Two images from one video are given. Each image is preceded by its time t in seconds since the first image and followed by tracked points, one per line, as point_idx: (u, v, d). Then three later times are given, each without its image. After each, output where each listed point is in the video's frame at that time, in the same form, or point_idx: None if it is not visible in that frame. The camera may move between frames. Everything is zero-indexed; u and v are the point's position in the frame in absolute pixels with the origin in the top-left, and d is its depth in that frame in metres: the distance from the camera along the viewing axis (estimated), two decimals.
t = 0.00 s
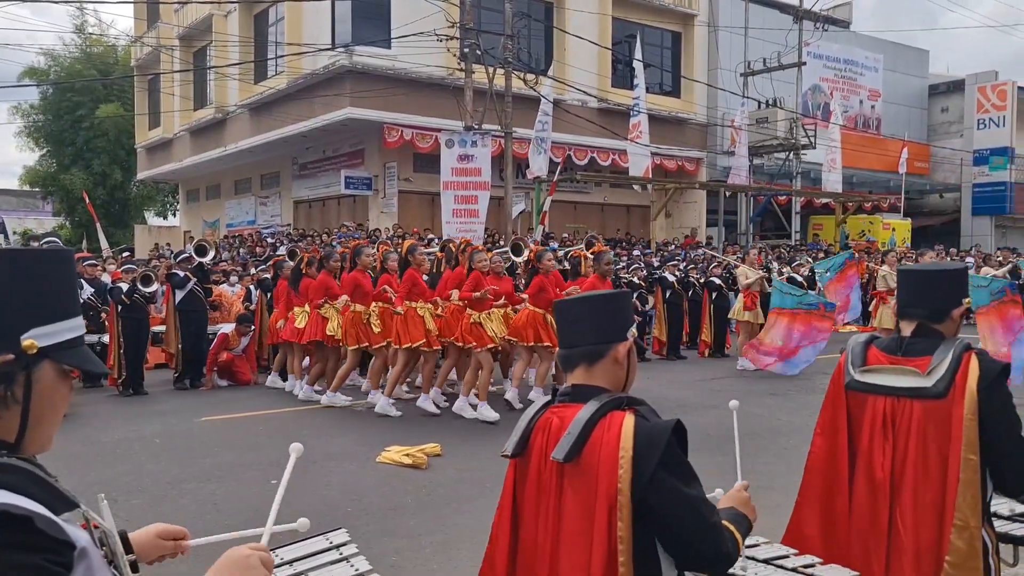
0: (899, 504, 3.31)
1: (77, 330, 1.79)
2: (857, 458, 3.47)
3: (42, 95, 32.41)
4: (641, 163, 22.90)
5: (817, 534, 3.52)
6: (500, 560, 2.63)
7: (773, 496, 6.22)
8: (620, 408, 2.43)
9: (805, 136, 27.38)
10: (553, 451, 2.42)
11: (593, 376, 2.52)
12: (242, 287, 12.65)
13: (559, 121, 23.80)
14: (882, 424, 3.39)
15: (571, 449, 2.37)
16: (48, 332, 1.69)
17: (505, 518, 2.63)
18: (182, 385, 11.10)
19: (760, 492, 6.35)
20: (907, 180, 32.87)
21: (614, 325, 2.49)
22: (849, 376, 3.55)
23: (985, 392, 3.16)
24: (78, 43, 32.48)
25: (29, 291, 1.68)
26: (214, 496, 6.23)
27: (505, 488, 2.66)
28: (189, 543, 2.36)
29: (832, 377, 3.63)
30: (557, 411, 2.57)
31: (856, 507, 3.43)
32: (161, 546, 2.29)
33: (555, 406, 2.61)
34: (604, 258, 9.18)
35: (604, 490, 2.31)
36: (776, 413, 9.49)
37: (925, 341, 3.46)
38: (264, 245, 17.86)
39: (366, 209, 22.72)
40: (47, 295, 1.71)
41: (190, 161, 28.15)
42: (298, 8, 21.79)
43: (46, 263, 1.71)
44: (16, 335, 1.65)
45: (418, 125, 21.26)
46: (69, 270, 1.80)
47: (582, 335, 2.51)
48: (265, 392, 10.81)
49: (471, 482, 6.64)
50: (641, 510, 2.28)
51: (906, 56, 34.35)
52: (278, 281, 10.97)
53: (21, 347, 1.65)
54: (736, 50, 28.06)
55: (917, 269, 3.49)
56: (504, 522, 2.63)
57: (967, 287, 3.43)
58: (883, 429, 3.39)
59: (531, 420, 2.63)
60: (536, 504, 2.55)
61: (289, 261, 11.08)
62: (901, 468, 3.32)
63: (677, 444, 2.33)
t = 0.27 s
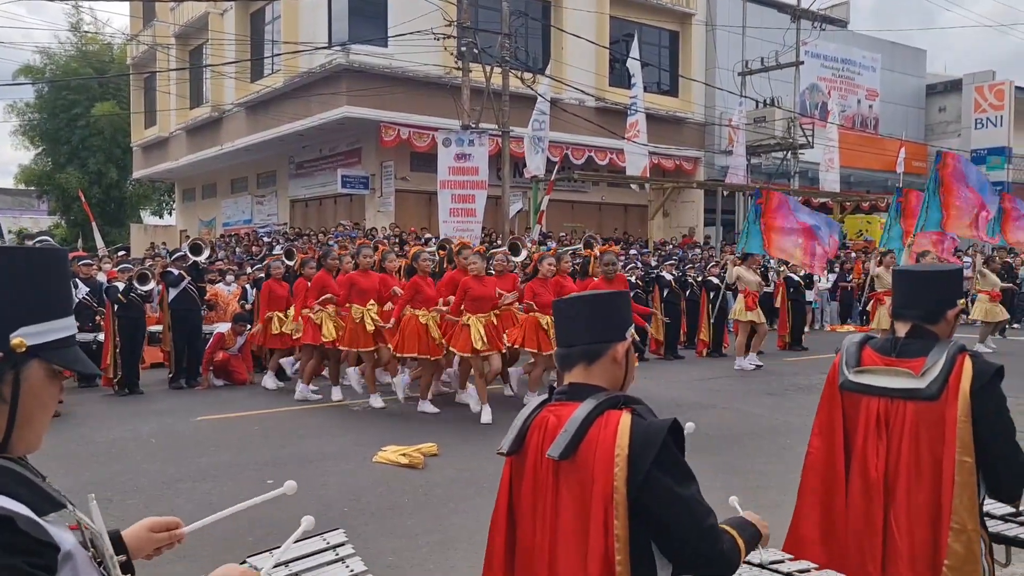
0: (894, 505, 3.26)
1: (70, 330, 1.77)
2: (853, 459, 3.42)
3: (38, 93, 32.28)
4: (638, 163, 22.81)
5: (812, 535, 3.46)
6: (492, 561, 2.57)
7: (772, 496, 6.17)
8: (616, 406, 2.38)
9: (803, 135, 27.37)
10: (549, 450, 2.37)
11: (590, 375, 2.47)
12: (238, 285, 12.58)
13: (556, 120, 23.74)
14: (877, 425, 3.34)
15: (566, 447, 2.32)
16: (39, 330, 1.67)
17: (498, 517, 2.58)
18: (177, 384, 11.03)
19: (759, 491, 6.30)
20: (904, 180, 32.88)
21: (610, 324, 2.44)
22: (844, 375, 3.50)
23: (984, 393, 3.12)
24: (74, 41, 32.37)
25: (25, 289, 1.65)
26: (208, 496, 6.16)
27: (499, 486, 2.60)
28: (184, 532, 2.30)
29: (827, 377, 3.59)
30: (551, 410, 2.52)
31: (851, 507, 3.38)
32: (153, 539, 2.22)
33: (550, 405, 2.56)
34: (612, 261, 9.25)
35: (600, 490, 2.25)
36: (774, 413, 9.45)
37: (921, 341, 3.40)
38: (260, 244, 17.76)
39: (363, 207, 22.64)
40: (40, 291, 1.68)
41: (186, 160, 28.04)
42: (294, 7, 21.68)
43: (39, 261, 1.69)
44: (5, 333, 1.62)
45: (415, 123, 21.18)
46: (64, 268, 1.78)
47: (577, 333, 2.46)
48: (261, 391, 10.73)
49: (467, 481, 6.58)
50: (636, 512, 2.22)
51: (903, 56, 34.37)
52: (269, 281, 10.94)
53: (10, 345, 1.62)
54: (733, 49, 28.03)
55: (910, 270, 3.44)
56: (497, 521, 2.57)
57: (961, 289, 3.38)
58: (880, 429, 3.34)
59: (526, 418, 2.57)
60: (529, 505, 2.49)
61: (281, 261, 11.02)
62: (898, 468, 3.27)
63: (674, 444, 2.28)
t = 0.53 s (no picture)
0: (889, 504, 3.29)
1: (69, 331, 1.79)
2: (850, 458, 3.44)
3: (35, 92, 32.25)
4: (635, 163, 22.81)
5: (808, 532, 3.49)
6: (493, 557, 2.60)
7: (768, 495, 6.20)
8: (618, 404, 2.40)
9: (800, 136, 27.45)
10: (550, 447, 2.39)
11: (594, 373, 2.49)
12: (236, 285, 12.61)
13: (554, 119, 23.78)
14: (873, 424, 3.37)
15: (568, 445, 2.33)
16: (39, 330, 1.69)
17: (500, 514, 2.60)
18: (174, 384, 11.04)
19: (755, 491, 6.33)
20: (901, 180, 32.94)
21: (613, 324, 2.46)
22: (838, 375, 3.53)
23: (982, 393, 3.13)
24: (71, 40, 32.37)
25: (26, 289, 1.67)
26: (206, 495, 6.18)
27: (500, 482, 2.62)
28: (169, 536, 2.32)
29: (823, 375, 3.62)
30: (555, 407, 2.54)
31: (848, 505, 3.41)
32: (139, 541, 2.25)
33: (554, 403, 2.59)
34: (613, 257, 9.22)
35: (600, 487, 2.27)
36: (770, 412, 9.48)
37: (915, 340, 3.44)
38: (257, 244, 17.76)
39: (361, 207, 22.66)
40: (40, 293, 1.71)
41: (183, 159, 28.03)
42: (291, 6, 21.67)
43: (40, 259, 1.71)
44: (6, 332, 1.64)
45: (412, 123, 21.19)
46: (65, 271, 1.82)
47: (584, 331, 2.49)
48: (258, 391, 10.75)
49: (465, 481, 6.59)
50: (634, 511, 2.23)
51: (900, 56, 34.44)
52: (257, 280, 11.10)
53: (11, 344, 1.64)
54: (730, 49, 28.07)
55: (905, 268, 3.48)
56: (499, 518, 2.60)
57: (957, 286, 3.41)
58: (876, 428, 3.36)
59: (528, 416, 2.59)
60: (531, 502, 2.51)
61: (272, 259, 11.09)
62: (895, 467, 3.29)
63: (674, 444, 2.30)
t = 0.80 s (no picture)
0: (888, 505, 3.29)
1: (74, 333, 1.81)
2: (849, 458, 3.44)
3: (33, 91, 32.21)
4: (634, 161, 22.72)
5: (806, 532, 3.48)
6: (493, 555, 2.60)
7: (767, 493, 6.21)
8: (623, 403, 2.40)
9: (799, 134, 27.48)
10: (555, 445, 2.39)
11: (599, 372, 2.49)
12: (235, 285, 12.61)
13: (553, 118, 23.77)
14: (872, 425, 3.38)
15: (572, 443, 2.34)
16: (45, 331, 1.70)
17: (501, 512, 2.60)
18: (174, 383, 11.02)
19: (754, 489, 6.35)
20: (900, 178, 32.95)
21: (620, 323, 2.46)
22: (838, 375, 3.53)
23: (981, 393, 3.15)
24: (69, 39, 32.33)
25: (28, 289, 1.68)
26: (204, 495, 6.18)
27: (500, 480, 2.62)
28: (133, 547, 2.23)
29: (823, 374, 3.62)
30: (559, 405, 2.55)
31: (846, 504, 3.41)
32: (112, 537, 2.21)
33: (558, 400, 2.59)
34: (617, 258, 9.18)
35: (603, 486, 2.28)
36: (769, 410, 9.50)
37: (915, 340, 3.45)
38: (256, 243, 17.74)
39: (360, 206, 22.67)
40: (48, 294, 1.72)
41: (182, 158, 28.01)
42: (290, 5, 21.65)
43: (46, 260, 1.72)
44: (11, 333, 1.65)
45: (410, 121, 21.17)
46: (72, 271, 1.83)
47: (592, 329, 2.49)
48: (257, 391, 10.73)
49: (465, 480, 6.60)
50: (636, 511, 2.24)
51: (899, 54, 34.44)
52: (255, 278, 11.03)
53: (17, 345, 1.65)
54: (730, 48, 28.04)
55: (907, 267, 3.48)
56: (499, 516, 2.60)
57: (959, 287, 3.41)
58: (875, 428, 3.37)
59: (531, 414, 2.59)
60: (533, 500, 2.51)
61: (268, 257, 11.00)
62: (895, 466, 3.30)
63: (677, 445, 2.30)
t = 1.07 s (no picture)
0: (888, 503, 3.29)
1: (75, 332, 1.82)
2: (849, 456, 3.44)
3: (32, 90, 32.20)
4: (633, 160, 22.63)
5: (806, 530, 3.47)
6: (493, 554, 2.59)
7: (765, 491, 6.23)
8: (626, 400, 2.40)
9: (798, 132, 27.50)
10: (558, 443, 2.39)
11: (600, 370, 2.48)
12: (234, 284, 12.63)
13: (552, 117, 23.77)
14: (871, 423, 3.37)
15: (576, 441, 2.33)
16: (44, 331, 1.71)
17: (502, 511, 2.59)
18: (173, 382, 11.02)
19: (753, 486, 6.36)
20: (899, 176, 32.97)
21: (620, 321, 2.46)
22: (835, 373, 3.53)
23: (982, 389, 3.16)
24: (68, 38, 32.32)
25: (30, 289, 1.68)
26: (203, 494, 6.18)
27: (500, 479, 2.61)
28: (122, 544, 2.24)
29: (820, 372, 3.61)
30: (560, 403, 2.54)
31: (845, 502, 3.41)
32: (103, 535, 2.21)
33: (559, 399, 2.59)
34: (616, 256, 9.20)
35: (607, 484, 2.27)
36: (768, 408, 9.50)
37: (912, 337, 3.45)
38: (255, 242, 17.76)
39: (359, 205, 22.67)
40: (49, 295, 1.73)
41: (181, 157, 27.99)
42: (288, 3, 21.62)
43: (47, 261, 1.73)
44: (10, 333, 1.65)
45: (409, 120, 21.14)
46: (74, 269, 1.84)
47: (594, 327, 2.48)
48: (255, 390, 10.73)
49: (464, 479, 6.59)
50: (639, 508, 2.23)
51: (898, 52, 34.42)
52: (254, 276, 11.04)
53: (16, 344, 1.66)
54: (729, 46, 28.01)
55: (903, 265, 3.48)
56: (500, 514, 2.59)
57: (955, 283, 3.42)
58: (874, 426, 3.37)
59: (532, 412, 2.59)
60: (533, 500, 2.50)
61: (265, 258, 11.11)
62: (895, 464, 3.30)
63: (681, 442, 2.30)
